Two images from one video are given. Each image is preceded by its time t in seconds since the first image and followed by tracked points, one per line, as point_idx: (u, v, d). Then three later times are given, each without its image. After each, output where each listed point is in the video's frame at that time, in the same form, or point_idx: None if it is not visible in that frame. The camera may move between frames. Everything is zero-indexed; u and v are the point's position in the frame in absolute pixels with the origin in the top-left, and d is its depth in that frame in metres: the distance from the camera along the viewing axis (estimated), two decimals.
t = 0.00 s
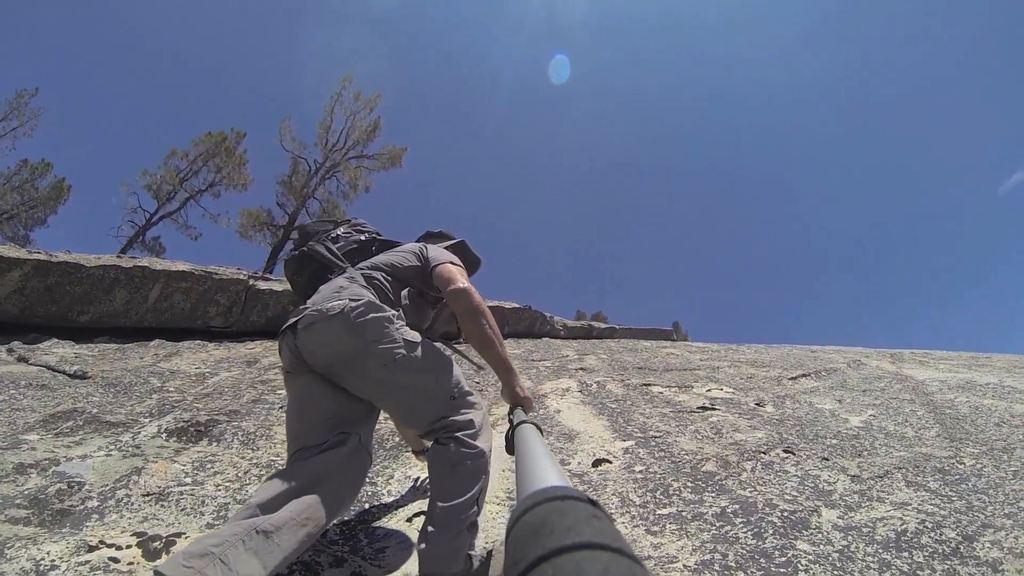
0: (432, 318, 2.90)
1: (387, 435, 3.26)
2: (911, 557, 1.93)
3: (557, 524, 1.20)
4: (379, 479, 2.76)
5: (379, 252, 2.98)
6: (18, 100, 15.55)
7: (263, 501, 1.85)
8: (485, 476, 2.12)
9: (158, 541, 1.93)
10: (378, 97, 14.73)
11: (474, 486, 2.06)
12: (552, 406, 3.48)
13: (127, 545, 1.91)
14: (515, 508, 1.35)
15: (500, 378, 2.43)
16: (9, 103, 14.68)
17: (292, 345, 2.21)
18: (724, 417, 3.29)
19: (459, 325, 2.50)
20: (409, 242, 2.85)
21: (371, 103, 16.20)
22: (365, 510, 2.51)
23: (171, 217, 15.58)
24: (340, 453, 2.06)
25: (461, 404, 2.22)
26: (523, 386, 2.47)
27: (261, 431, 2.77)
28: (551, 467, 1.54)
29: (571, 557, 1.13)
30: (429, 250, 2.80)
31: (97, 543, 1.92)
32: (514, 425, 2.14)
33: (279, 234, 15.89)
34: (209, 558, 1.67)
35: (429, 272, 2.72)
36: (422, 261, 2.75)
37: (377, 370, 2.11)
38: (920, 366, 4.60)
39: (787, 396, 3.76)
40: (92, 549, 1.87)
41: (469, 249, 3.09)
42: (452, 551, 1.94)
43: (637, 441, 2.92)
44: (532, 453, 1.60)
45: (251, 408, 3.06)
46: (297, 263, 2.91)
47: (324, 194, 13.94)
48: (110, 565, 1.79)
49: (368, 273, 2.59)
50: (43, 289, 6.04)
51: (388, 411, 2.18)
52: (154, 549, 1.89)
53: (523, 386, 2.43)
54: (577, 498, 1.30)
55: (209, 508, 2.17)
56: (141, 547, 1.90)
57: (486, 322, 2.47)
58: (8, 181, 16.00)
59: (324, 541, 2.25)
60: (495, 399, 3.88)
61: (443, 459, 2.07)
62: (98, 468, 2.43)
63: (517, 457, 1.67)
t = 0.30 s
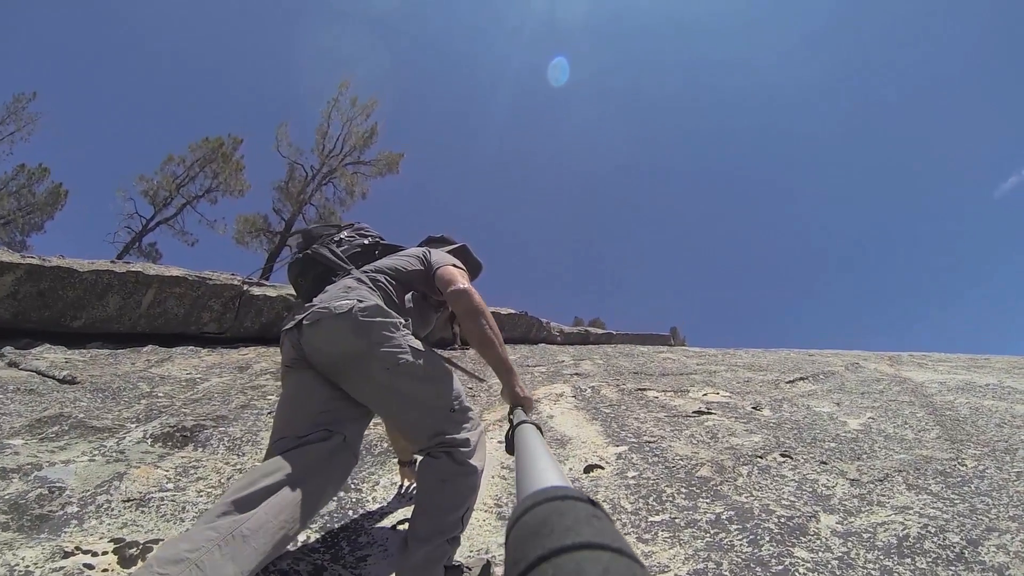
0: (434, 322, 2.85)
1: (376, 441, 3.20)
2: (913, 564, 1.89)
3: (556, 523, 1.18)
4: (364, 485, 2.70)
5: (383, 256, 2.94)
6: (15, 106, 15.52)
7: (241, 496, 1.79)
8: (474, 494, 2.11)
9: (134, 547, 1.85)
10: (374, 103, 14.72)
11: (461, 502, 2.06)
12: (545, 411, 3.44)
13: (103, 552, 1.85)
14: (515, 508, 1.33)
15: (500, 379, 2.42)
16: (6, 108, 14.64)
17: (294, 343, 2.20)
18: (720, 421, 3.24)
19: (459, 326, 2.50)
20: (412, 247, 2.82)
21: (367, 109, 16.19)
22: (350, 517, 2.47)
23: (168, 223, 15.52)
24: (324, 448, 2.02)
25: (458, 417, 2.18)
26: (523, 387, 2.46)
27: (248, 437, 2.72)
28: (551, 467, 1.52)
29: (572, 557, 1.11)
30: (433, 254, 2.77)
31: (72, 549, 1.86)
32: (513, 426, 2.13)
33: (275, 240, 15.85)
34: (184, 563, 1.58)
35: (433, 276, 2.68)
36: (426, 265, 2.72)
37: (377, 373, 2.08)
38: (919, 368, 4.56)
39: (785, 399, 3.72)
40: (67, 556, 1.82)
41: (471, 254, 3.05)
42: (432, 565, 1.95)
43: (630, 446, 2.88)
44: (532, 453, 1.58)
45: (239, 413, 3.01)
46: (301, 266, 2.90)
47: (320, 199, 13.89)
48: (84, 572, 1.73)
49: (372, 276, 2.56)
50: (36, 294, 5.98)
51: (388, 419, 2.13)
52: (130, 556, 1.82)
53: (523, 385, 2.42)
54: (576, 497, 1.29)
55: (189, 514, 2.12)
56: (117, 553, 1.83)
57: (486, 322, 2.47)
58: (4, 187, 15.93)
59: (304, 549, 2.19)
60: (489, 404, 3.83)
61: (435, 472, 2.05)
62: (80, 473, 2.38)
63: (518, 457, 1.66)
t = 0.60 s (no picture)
0: (436, 326, 2.85)
1: (367, 445, 3.17)
2: (916, 569, 1.85)
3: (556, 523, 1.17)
4: (353, 489, 2.66)
5: (386, 258, 2.94)
6: (11, 112, 15.47)
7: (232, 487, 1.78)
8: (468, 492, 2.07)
9: (117, 552, 1.81)
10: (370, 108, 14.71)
11: (456, 498, 2.02)
12: (541, 414, 3.41)
13: (86, 556, 1.81)
14: (515, 508, 1.32)
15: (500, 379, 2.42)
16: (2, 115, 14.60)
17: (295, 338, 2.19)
18: (718, 424, 3.21)
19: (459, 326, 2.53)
20: (414, 249, 2.83)
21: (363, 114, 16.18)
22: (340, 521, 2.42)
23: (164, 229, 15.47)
24: (316, 442, 2.01)
25: (456, 415, 2.14)
26: (523, 387, 2.45)
27: (238, 441, 2.68)
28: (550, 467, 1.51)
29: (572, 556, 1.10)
30: (435, 257, 2.78)
31: (55, 553, 1.82)
32: (513, 425, 2.12)
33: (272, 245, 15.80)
34: (175, 557, 1.56)
35: (435, 278, 2.70)
36: (428, 267, 2.73)
37: (377, 368, 2.06)
38: (918, 367, 4.54)
39: (783, 400, 3.68)
40: (49, 560, 1.78)
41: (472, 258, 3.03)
42: (425, 558, 1.92)
43: (626, 450, 2.84)
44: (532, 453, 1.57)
45: (231, 418, 2.97)
46: (304, 266, 2.89)
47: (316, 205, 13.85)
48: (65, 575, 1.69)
49: (375, 276, 2.56)
50: (30, 299, 5.94)
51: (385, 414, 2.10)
52: (112, 561, 1.78)
53: (523, 385, 2.41)
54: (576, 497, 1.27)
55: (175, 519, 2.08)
56: (99, 557, 1.79)
57: (486, 323, 2.49)
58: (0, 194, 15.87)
59: (291, 556, 2.14)
60: (484, 408, 3.80)
61: (430, 468, 2.01)
62: (68, 477, 2.34)
63: (518, 457, 1.65)
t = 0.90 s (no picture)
0: (437, 327, 2.91)
1: (359, 448, 3.13)
2: None
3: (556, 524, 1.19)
4: (341, 493, 2.63)
5: (390, 259, 2.95)
6: (11, 114, 15.46)
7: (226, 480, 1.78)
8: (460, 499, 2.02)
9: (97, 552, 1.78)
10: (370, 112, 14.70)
11: (447, 502, 1.98)
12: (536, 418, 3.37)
13: (66, 557, 1.77)
14: (516, 507, 1.33)
15: (500, 378, 2.48)
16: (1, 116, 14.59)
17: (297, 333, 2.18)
18: (715, 429, 3.18)
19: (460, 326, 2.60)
20: (415, 252, 2.91)
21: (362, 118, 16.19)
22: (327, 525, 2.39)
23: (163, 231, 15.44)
24: (310, 441, 1.97)
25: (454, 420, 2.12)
26: (523, 386, 2.52)
27: (227, 443, 2.65)
28: (550, 468, 1.52)
29: (571, 556, 1.11)
30: (436, 258, 2.86)
31: (35, 553, 1.78)
32: (513, 426, 2.14)
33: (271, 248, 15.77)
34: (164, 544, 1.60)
35: (437, 277, 2.78)
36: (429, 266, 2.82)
37: (376, 368, 2.03)
38: (918, 372, 4.50)
39: (782, 405, 3.65)
40: (28, 560, 1.74)
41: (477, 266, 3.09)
42: (409, 559, 1.82)
43: (621, 454, 2.81)
44: (532, 454, 1.58)
45: (221, 419, 2.93)
46: (308, 264, 2.91)
47: (315, 208, 13.82)
48: None
49: (379, 275, 2.62)
50: (26, 300, 5.90)
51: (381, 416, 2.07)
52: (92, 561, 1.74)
53: (523, 384, 2.46)
54: (577, 497, 1.29)
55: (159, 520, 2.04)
56: (79, 558, 1.76)
57: (486, 322, 2.56)
58: None
59: (274, 561, 2.09)
60: (478, 412, 3.76)
61: (424, 471, 1.99)
62: (54, 477, 2.30)
63: (518, 457, 1.66)
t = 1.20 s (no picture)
0: (437, 327, 2.92)
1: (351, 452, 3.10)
2: None
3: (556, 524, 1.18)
4: (330, 497, 2.60)
5: (393, 258, 2.98)
6: (10, 117, 15.44)
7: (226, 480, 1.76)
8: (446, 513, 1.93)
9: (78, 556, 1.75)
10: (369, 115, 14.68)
11: (433, 514, 1.89)
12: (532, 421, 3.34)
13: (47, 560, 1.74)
14: (516, 507, 1.32)
15: (500, 378, 2.49)
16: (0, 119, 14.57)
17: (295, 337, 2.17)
18: (713, 431, 3.14)
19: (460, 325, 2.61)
20: (418, 252, 2.92)
21: (361, 121, 16.18)
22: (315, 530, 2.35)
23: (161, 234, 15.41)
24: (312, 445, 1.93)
25: (447, 430, 2.08)
26: (523, 387, 2.53)
27: (216, 446, 2.62)
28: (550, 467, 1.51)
29: (571, 556, 1.11)
30: (438, 258, 2.87)
31: (15, 557, 1.75)
32: (513, 426, 2.13)
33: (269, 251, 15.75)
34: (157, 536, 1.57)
35: (438, 277, 2.79)
36: (432, 266, 2.83)
37: (374, 372, 2.02)
38: (919, 373, 4.47)
39: (782, 407, 3.62)
40: (8, 564, 1.71)
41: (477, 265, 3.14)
42: (388, 568, 1.70)
43: (617, 458, 2.78)
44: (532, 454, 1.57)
45: (212, 422, 2.90)
46: (310, 263, 2.92)
47: (313, 210, 13.78)
48: None
49: (381, 274, 2.63)
50: (21, 302, 5.87)
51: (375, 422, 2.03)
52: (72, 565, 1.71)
53: (523, 384, 2.47)
54: (577, 497, 1.28)
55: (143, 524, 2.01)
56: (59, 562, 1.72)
57: (486, 322, 2.57)
58: None
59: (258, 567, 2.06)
60: (473, 415, 3.73)
61: (412, 480, 1.93)
62: (40, 479, 2.27)
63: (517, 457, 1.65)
